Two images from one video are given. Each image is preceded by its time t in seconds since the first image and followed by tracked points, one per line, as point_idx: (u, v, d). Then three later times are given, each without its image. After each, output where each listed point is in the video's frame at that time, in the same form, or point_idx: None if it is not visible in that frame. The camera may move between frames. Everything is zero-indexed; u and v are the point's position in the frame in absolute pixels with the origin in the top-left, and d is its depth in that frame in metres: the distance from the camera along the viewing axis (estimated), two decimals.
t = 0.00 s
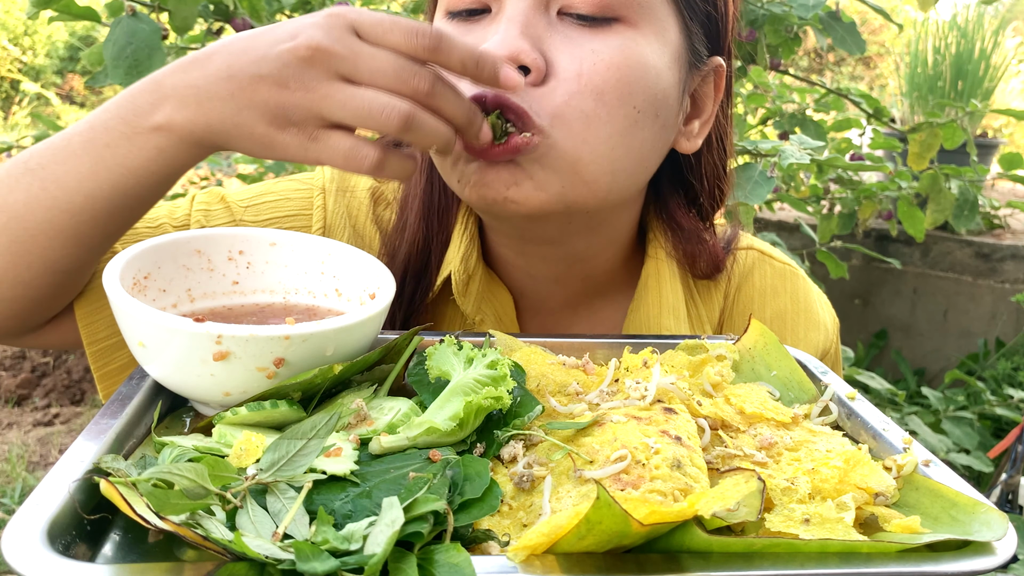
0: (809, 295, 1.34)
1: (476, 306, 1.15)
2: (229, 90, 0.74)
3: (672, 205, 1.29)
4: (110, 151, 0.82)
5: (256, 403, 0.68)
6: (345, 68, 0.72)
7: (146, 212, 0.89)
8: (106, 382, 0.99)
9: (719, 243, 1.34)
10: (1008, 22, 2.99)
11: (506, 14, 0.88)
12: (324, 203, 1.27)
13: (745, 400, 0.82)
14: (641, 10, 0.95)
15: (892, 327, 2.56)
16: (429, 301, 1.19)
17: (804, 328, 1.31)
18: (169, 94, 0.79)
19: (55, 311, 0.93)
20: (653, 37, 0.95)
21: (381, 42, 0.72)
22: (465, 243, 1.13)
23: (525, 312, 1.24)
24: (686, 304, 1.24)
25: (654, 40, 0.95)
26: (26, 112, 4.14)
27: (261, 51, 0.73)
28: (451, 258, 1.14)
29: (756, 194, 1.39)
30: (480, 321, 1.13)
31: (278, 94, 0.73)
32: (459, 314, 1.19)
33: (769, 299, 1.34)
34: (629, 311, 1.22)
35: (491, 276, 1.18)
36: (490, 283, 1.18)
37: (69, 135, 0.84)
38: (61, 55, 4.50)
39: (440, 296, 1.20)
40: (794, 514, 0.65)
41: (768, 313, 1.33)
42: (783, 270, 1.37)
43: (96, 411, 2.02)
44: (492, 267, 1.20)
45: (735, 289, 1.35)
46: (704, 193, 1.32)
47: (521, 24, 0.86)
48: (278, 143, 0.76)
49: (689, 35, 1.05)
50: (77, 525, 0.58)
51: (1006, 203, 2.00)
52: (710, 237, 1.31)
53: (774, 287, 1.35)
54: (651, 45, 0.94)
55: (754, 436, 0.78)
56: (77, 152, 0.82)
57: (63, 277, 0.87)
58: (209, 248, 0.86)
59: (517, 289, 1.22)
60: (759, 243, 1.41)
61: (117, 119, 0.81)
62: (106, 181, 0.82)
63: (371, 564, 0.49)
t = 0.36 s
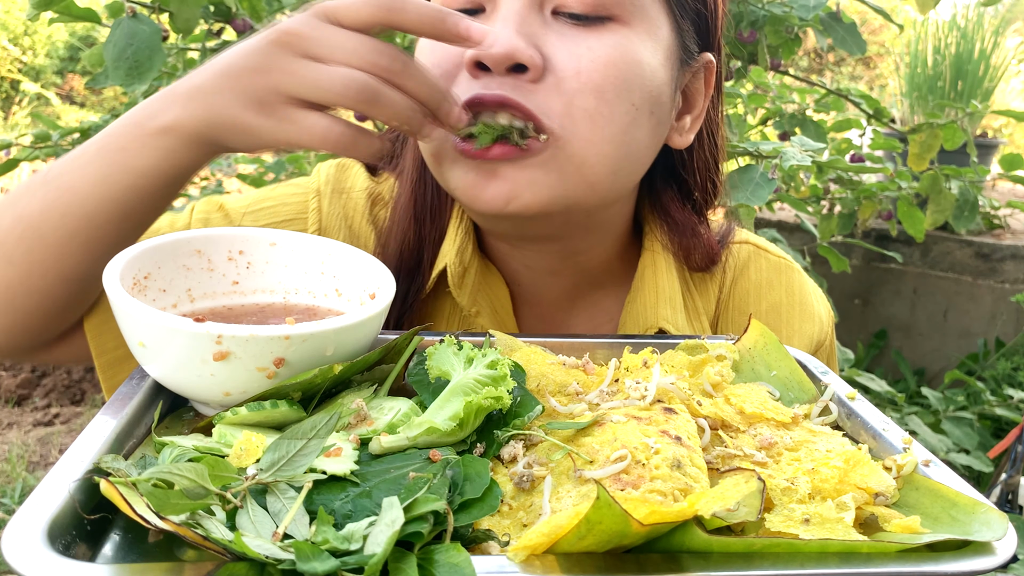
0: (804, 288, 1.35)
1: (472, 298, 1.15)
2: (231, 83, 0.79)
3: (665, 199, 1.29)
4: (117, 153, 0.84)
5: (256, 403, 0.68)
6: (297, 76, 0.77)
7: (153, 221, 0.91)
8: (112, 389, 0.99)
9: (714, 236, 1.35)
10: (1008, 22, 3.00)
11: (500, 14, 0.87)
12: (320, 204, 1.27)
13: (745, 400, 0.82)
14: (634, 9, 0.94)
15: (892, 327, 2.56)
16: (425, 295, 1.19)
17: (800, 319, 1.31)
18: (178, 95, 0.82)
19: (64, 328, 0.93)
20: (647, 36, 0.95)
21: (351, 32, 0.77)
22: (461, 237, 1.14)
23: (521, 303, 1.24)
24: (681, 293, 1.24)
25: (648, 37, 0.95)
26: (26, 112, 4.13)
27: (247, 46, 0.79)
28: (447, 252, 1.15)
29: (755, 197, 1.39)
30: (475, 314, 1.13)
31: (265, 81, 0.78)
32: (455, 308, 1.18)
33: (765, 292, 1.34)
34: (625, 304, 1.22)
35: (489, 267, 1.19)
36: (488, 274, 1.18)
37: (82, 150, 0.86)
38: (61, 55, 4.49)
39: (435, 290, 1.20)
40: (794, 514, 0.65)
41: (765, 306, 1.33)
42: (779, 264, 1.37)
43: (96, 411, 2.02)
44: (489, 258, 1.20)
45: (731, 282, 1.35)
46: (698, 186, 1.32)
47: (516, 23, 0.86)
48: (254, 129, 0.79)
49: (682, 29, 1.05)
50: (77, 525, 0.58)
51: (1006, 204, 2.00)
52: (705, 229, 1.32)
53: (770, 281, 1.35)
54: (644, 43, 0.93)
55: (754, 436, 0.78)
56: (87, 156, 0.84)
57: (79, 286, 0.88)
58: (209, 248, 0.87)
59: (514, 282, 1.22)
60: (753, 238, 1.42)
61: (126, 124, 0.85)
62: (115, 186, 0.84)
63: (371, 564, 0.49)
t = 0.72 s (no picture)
0: (807, 286, 1.35)
1: (471, 314, 1.16)
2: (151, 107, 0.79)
3: (661, 199, 1.30)
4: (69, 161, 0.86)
5: (256, 403, 0.68)
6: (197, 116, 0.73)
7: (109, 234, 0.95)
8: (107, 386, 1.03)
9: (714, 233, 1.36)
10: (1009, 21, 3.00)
11: (533, 20, 0.89)
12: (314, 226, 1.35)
13: (745, 400, 0.82)
14: (649, 9, 0.97)
15: (892, 326, 2.57)
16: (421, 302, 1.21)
17: (803, 316, 1.31)
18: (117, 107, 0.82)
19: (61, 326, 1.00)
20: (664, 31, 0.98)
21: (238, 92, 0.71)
22: (460, 250, 1.16)
23: (523, 308, 1.22)
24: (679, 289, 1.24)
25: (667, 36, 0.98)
26: (26, 111, 4.13)
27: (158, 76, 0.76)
28: (445, 267, 1.16)
29: (759, 190, 1.39)
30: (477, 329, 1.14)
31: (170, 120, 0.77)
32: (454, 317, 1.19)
33: (767, 292, 1.35)
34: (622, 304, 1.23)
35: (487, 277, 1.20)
36: (485, 283, 1.19)
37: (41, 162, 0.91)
38: (62, 55, 4.50)
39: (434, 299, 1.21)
40: (794, 514, 0.65)
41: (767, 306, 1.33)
42: (782, 262, 1.37)
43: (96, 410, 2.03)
44: (486, 267, 1.22)
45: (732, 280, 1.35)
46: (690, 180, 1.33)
47: (552, 29, 0.88)
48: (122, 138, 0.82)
49: (687, 31, 1.08)
50: (77, 525, 0.58)
51: (1006, 204, 2.00)
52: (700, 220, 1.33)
53: (772, 280, 1.35)
54: (664, 37, 0.97)
55: (753, 435, 0.78)
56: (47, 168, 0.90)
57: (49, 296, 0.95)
58: (209, 248, 0.87)
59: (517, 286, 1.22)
60: (754, 238, 1.43)
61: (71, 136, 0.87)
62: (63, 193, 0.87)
63: (371, 564, 0.49)
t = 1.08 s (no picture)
0: (825, 297, 1.37)
1: (504, 309, 1.15)
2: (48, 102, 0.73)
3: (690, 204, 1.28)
4: (8, 150, 0.84)
5: (250, 398, 0.68)
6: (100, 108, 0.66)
7: (68, 215, 0.91)
8: (106, 369, 1.02)
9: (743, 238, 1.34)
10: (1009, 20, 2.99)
11: (530, 26, 0.89)
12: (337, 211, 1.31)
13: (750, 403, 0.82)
14: (668, 19, 0.95)
15: (892, 326, 2.56)
16: (452, 308, 1.20)
17: (822, 328, 1.33)
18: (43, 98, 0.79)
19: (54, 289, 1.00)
20: (680, 48, 0.96)
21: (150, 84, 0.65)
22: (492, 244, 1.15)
23: (545, 308, 1.25)
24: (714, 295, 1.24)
25: (682, 52, 0.96)
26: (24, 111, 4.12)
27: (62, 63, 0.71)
28: (478, 260, 1.15)
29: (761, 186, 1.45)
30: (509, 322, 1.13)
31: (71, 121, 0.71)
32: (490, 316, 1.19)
33: (786, 300, 1.36)
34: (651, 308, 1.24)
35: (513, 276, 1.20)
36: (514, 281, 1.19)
37: None
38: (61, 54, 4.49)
39: (469, 301, 1.21)
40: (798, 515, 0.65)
41: (786, 315, 1.35)
42: (800, 272, 1.39)
43: (96, 410, 2.02)
44: (512, 266, 1.21)
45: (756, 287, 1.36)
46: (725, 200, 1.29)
47: (545, 38, 0.88)
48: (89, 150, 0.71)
49: (719, 35, 1.06)
50: (81, 530, 0.58)
51: (1007, 204, 2.00)
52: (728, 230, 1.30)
53: (792, 289, 1.37)
54: (678, 56, 0.95)
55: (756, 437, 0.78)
56: None
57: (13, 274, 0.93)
58: (210, 249, 0.86)
59: (534, 286, 1.23)
60: (774, 245, 1.44)
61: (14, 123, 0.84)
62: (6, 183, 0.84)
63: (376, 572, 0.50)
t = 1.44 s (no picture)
0: (826, 301, 1.37)
1: (506, 305, 1.16)
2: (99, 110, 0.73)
3: (691, 207, 1.27)
4: (39, 149, 0.81)
5: (250, 398, 0.68)
6: (171, 114, 0.67)
7: (92, 210, 0.88)
8: (107, 358, 1.02)
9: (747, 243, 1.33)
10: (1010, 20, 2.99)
11: (535, 13, 0.89)
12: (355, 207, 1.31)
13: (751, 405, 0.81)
14: (668, 13, 0.95)
15: (892, 326, 2.56)
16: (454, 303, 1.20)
17: (823, 332, 1.34)
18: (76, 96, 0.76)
19: (61, 278, 0.97)
20: (684, 38, 0.96)
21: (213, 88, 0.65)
22: (495, 242, 1.15)
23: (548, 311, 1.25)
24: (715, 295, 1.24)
25: (683, 46, 0.96)
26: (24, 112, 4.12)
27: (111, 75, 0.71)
28: (481, 256, 1.15)
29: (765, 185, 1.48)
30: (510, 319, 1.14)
31: (130, 129, 0.72)
32: (491, 313, 1.19)
33: (789, 303, 1.36)
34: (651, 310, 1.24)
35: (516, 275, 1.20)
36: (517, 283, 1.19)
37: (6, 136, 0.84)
38: (61, 54, 4.49)
39: (471, 297, 1.22)
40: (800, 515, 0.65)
41: (788, 318, 1.35)
42: (802, 274, 1.40)
43: (96, 410, 2.02)
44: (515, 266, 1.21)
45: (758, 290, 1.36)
46: (728, 201, 1.29)
47: (551, 24, 0.88)
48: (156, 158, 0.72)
49: (724, 28, 1.06)
50: (81, 531, 0.58)
51: (1007, 204, 2.00)
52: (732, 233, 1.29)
53: (794, 291, 1.37)
54: (681, 44, 0.95)
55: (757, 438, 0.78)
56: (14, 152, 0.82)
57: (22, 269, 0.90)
58: (210, 251, 0.86)
59: (537, 287, 1.22)
60: (777, 248, 1.44)
61: (38, 116, 0.81)
62: (38, 181, 0.81)
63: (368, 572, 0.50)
